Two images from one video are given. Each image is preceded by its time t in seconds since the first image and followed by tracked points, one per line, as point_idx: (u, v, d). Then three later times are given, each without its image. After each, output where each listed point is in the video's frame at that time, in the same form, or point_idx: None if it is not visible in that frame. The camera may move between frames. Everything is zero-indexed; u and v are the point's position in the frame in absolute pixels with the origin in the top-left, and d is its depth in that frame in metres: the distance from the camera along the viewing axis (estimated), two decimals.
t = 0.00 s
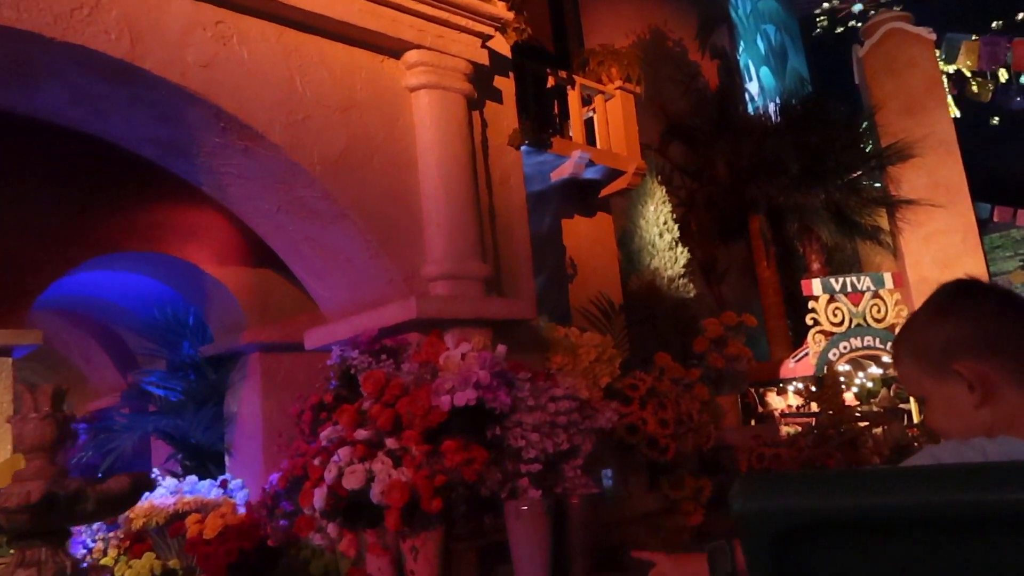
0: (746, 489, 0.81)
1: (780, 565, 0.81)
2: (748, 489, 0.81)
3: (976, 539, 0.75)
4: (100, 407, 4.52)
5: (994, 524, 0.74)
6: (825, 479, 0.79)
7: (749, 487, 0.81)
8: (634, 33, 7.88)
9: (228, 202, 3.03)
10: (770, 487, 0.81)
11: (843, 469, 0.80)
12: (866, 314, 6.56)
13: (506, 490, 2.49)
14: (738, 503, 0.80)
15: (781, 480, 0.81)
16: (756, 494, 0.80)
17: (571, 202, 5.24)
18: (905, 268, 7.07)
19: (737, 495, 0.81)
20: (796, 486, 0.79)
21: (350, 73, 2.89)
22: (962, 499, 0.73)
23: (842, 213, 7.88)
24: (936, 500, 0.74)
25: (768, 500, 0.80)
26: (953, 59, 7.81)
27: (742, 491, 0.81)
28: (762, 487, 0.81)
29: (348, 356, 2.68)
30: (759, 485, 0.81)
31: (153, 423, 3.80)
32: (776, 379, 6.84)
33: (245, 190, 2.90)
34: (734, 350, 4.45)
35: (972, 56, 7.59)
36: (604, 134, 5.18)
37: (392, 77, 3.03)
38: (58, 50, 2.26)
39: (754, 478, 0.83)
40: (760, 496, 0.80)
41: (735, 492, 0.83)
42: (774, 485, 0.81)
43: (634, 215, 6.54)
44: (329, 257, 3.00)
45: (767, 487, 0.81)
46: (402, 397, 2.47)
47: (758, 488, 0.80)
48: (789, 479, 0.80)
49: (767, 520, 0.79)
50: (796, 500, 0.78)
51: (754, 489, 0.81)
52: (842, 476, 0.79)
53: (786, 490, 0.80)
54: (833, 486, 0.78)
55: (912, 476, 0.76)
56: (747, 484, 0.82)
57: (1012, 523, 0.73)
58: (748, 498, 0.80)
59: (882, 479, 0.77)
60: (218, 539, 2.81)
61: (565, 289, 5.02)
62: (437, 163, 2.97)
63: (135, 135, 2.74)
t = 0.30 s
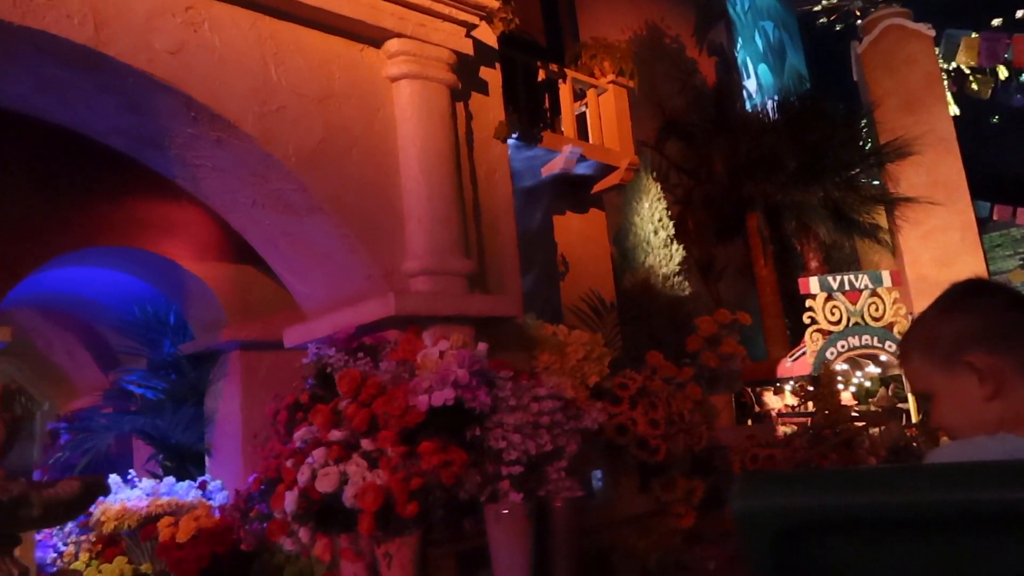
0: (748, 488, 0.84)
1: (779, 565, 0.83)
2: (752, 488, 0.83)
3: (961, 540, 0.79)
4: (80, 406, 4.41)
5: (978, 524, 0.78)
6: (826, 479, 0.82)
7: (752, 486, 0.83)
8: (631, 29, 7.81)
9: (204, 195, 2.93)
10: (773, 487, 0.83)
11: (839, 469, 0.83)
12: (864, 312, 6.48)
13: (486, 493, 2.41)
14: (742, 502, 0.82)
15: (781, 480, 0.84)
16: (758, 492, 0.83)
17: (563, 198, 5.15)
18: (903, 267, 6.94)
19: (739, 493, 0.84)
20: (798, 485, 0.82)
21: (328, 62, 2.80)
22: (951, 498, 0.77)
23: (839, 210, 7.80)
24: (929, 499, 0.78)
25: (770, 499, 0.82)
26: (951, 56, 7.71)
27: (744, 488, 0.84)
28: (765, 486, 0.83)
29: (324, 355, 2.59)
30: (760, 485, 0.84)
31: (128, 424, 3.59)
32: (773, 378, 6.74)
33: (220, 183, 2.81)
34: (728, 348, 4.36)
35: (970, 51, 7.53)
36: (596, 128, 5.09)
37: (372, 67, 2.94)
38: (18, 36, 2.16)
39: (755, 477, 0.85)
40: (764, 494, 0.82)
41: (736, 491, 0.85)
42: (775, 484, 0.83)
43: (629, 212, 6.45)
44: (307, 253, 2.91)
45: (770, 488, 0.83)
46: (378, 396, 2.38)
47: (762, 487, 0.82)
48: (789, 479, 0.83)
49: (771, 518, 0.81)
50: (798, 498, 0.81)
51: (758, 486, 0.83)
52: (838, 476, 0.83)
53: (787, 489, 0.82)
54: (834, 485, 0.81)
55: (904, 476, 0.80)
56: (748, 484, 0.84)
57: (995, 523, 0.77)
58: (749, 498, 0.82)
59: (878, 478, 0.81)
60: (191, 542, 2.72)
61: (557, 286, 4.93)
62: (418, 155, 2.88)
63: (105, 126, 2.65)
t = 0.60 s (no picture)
0: (751, 491, 0.92)
1: (781, 563, 0.90)
2: (755, 492, 0.91)
3: (945, 539, 0.86)
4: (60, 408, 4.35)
5: (960, 523, 0.85)
6: (821, 483, 0.90)
7: (754, 490, 0.91)
8: (628, 28, 7.72)
9: (178, 189, 2.84)
10: (772, 492, 0.91)
11: (833, 472, 0.92)
12: (861, 314, 6.43)
13: (464, 499, 2.32)
14: (744, 504, 0.90)
15: (780, 483, 0.92)
16: (760, 495, 0.91)
17: (555, 196, 5.05)
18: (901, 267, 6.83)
19: (741, 496, 0.92)
20: (796, 488, 0.90)
21: (306, 52, 2.71)
22: (934, 499, 0.85)
23: (837, 211, 7.74)
24: (913, 501, 0.85)
25: (771, 502, 0.90)
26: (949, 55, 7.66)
27: (746, 492, 0.92)
28: (766, 490, 0.91)
29: (298, 354, 2.50)
30: (761, 489, 0.92)
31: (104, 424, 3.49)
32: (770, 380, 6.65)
33: (193, 176, 2.72)
34: (722, 349, 4.27)
35: (970, 51, 7.48)
36: (589, 126, 4.99)
37: (352, 57, 2.84)
38: None
39: (757, 481, 0.94)
40: (764, 498, 0.90)
41: (740, 495, 0.93)
42: (774, 487, 0.92)
43: (623, 211, 6.36)
44: (284, 249, 2.82)
45: (774, 491, 0.91)
46: (352, 397, 2.29)
47: (762, 490, 0.90)
48: (788, 483, 0.92)
49: (770, 519, 0.89)
50: (795, 501, 0.89)
51: (762, 489, 0.91)
52: (832, 480, 0.91)
53: (785, 493, 0.90)
54: (829, 488, 0.89)
55: (892, 480, 0.88)
56: (751, 488, 0.93)
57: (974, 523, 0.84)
58: (757, 501, 0.90)
59: (867, 480, 0.89)
60: (162, 549, 2.62)
61: (548, 286, 4.83)
62: (399, 148, 2.80)
63: (72, 116, 2.55)
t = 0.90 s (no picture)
0: (753, 493, 0.80)
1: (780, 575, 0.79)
2: (757, 493, 0.78)
3: (963, 548, 0.76)
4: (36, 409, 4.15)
5: (984, 530, 0.76)
6: (831, 483, 0.79)
7: (757, 490, 0.79)
8: (624, 28, 7.66)
9: (149, 182, 2.74)
10: (772, 492, 0.79)
11: (843, 473, 0.81)
12: (859, 316, 6.34)
13: (439, 505, 2.21)
14: (746, 506, 0.78)
15: (786, 484, 0.80)
16: (762, 496, 0.79)
17: (546, 194, 4.96)
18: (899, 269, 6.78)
19: (741, 497, 0.80)
20: (805, 489, 0.79)
21: (281, 41, 2.62)
22: (957, 502, 0.75)
23: (835, 212, 7.62)
24: (936, 504, 0.75)
25: (774, 504, 0.78)
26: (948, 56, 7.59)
27: (747, 493, 0.80)
28: (769, 490, 0.79)
29: (269, 353, 2.41)
30: (763, 491, 0.80)
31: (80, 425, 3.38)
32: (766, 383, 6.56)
33: (163, 169, 2.62)
34: (714, 351, 4.18)
35: (968, 52, 7.42)
36: (581, 122, 4.91)
37: (329, 47, 2.75)
38: None
39: (756, 483, 0.82)
40: (767, 499, 0.78)
41: (737, 497, 0.81)
42: (779, 488, 0.80)
43: (617, 211, 6.28)
44: (258, 244, 2.73)
45: (776, 491, 0.79)
46: (324, 398, 2.20)
47: (768, 490, 0.78)
48: (792, 484, 0.80)
49: (776, 522, 0.77)
50: (804, 503, 0.77)
51: (762, 489, 0.79)
52: (841, 482, 0.79)
53: (791, 493, 0.78)
54: (841, 488, 0.78)
55: (909, 481, 0.78)
56: (751, 489, 0.80)
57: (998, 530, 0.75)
58: (758, 502, 0.78)
59: (884, 484, 0.78)
60: (129, 555, 2.52)
61: (539, 286, 4.74)
62: (377, 140, 2.71)
63: (36, 106, 2.45)
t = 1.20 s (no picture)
0: (756, 496, 0.79)
1: None
2: (759, 495, 0.78)
3: (964, 550, 0.75)
4: (13, 411, 4.06)
5: (989, 531, 0.75)
6: (830, 485, 0.78)
7: (761, 493, 0.78)
8: (618, 28, 7.60)
9: (117, 177, 2.65)
10: (774, 493, 0.79)
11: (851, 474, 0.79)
12: (856, 318, 6.25)
13: (411, 511, 2.14)
14: (746, 509, 0.78)
15: (790, 487, 0.79)
16: (766, 500, 0.78)
17: (536, 193, 4.86)
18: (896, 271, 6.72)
19: (746, 501, 0.79)
20: (809, 493, 0.78)
21: (252, 30, 2.53)
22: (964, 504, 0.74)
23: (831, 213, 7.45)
24: (942, 506, 0.74)
25: (776, 506, 0.78)
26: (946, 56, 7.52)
27: (751, 497, 0.79)
28: (773, 493, 0.79)
29: (237, 355, 2.31)
30: (767, 493, 0.79)
31: (50, 428, 3.28)
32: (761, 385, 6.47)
33: (130, 163, 2.52)
34: (706, 352, 4.08)
35: (966, 52, 7.34)
36: (571, 120, 4.81)
37: (303, 37, 2.67)
38: None
39: (762, 484, 0.81)
40: (768, 501, 0.78)
41: (741, 498, 0.80)
42: (782, 491, 0.79)
43: (610, 211, 6.19)
44: (230, 241, 2.63)
45: (777, 493, 0.79)
46: (291, 400, 2.10)
47: (771, 495, 0.77)
48: (796, 486, 0.79)
49: (778, 527, 0.77)
50: (807, 507, 0.77)
51: (764, 490, 0.79)
52: (847, 483, 0.79)
53: (797, 498, 0.78)
54: (847, 491, 0.77)
55: (916, 483, 0.76)
56: (754, 491, 0.80)
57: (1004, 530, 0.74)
58: (756, 505, 0.78)
59: (889, 484, 0.77)
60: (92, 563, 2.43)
61: (528, 287, 4.65)
62: (352, 134, 2.62)
63: None
